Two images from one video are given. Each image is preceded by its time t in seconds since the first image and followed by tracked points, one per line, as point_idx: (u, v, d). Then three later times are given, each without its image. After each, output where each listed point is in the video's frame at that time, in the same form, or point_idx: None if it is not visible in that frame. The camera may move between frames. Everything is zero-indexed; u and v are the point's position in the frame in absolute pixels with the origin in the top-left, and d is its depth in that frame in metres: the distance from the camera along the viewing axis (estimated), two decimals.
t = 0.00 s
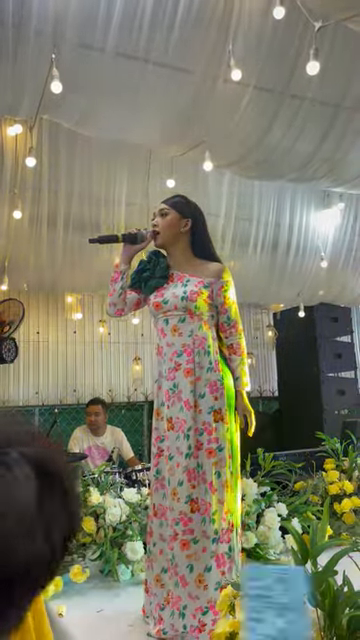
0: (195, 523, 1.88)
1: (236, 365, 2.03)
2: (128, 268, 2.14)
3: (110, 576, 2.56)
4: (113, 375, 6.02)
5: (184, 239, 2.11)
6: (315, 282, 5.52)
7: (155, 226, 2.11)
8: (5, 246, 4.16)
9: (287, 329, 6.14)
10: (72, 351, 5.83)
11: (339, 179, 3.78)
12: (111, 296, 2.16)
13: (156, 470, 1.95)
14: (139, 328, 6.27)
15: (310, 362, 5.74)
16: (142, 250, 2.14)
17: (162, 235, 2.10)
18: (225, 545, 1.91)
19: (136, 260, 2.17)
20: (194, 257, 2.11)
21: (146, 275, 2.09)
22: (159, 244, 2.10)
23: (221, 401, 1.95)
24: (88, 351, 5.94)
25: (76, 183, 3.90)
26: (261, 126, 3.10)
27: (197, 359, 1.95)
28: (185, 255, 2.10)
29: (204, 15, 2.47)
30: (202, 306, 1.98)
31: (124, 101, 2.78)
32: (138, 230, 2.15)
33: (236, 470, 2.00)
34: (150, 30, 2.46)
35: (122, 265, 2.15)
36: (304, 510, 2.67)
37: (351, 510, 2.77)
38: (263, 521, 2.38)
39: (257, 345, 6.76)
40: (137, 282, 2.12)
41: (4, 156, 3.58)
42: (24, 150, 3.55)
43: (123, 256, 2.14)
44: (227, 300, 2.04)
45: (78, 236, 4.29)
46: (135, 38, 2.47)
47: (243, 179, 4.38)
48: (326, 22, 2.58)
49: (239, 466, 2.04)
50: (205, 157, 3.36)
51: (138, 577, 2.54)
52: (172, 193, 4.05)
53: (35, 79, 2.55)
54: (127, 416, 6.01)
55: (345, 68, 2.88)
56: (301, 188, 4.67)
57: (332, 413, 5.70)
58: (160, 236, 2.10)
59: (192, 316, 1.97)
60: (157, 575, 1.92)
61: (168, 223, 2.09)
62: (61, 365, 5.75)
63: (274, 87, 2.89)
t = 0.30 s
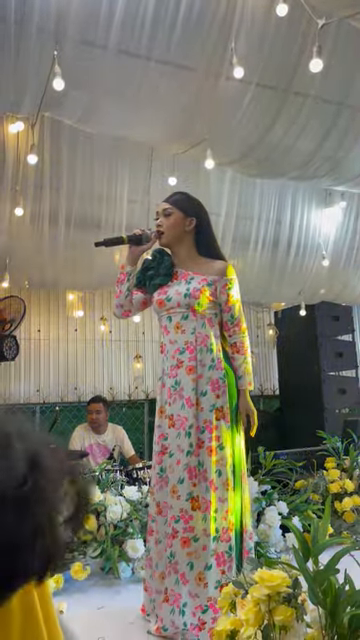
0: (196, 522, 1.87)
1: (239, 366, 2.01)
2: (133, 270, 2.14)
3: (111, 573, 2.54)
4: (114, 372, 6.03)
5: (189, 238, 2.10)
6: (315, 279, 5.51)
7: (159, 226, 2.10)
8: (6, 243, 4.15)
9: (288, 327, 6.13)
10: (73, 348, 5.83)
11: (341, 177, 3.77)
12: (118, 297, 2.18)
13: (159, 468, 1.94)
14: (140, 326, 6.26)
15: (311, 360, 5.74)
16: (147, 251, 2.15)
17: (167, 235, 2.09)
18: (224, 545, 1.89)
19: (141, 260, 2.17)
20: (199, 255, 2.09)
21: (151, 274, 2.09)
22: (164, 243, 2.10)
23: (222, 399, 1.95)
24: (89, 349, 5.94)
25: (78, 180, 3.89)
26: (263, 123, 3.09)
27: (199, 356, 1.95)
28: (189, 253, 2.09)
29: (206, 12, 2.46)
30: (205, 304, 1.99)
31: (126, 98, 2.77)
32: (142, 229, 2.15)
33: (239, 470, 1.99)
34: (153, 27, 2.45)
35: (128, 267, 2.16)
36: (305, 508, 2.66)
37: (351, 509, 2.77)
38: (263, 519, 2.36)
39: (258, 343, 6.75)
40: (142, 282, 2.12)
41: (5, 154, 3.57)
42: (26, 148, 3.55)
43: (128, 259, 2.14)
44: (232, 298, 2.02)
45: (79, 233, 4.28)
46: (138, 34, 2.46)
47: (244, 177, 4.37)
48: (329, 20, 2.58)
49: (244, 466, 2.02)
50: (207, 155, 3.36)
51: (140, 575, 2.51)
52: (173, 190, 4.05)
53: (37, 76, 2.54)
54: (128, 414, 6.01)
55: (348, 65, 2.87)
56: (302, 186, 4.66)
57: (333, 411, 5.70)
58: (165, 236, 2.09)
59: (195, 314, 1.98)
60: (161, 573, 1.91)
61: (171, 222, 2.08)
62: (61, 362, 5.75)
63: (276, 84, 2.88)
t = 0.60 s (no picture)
0: (197, 520, 1.88)
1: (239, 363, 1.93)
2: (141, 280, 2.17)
3: (113, 570, 2.55)
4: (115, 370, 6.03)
5: (192, 239, 2.08)
6: (317, 279, 5.48)
7: (162, 231, 2.07)
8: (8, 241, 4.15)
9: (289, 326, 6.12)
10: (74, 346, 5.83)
11: (343, 175, 3.77)
12: (128, 306, 2.21)
13: (161, 464, 1.94)
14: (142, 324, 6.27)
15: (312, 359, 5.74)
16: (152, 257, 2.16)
17: (172, 241, 2.08)
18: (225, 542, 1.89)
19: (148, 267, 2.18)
20: (202, 254, 2.09)
21: (155, 273, 2.08)
22: (169, 249, 2.08)
23: (222, 398, 1.95)
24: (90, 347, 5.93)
25: (80, 177, 3.89)
26: (265, 121, 3.08)
27: (199, 354, 1.95)
28: (194, 254, 2.08)
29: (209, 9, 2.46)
30: (205, 301, 1.98)
31: (128, 95, 2.77)
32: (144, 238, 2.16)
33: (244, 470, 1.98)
34: (155, 24, 2.45)
35: (135, 278, 2.19)
36: (306, 507, 2.66)
37: (352, 507, 2.76)
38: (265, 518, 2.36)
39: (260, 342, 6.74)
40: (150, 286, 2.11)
41: (7, 151, 3.59)
42: (28, 145, 3.56)
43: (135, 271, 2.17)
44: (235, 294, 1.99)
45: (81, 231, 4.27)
46: (141, 31, 2.46)
47: (246, 174, 4.37)
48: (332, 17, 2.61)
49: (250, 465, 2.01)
50: (209, 152, 3.36)
51: (139, 571, 2.54)
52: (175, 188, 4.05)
53: (39, 74, 2.54)
54: (129, 412, 6.01)
55: (351, 63, 2.87)
56: (304, 184, 4.67)
57: (334, 410, 5.69)
58: (170, 242, 2.07)
59: (195, 312, 1.98)
60: (163, 569, 1.90)
61: (173, 226, 2.05)
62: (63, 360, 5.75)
63: (279, 82, 2.88)
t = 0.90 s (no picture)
0: (191, 517, 1.87)
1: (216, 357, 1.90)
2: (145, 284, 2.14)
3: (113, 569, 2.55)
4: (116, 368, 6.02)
5: (194, 235, 2.01)
6: (317, 277, 5.47)
7: (163, 232, 2.00)
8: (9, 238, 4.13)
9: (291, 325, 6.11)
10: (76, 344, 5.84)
11: (345, 173, 3.77)
12: (139, 312, 2.20)
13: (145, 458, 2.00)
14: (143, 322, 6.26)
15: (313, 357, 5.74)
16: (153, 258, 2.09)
17: (173, 240, 2.01)
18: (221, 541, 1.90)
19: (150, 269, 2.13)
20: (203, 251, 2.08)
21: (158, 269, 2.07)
22: (171, 250, 2.01)
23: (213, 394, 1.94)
24: (91, 346, 5.92)
25: (83, 174, 3.89)
26: (268, 119, 3.07)
27: (192, 351, 1.96)
28: (197, 251, 2.03)
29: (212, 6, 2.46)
30: (197, 297, 1.99)
31: (130, 93, 2.75)
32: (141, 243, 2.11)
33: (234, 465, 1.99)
34: (158, 21, 2.45)
35: (139, 282, 2.14)
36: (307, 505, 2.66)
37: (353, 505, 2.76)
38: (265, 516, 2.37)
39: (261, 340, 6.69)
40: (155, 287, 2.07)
41: (10, 146, 3.60)
42: (30, 142, 3.57)
43: (138, 275, 2.12)
44: (225, 289, 1.98)
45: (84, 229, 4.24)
46: (143, 27, 2.46)
47: (248, 171, 4.36)
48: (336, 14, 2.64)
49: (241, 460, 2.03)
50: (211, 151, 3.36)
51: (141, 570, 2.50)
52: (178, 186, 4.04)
53: (42, 70, 2.53)
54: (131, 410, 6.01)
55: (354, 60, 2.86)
56: (306, 181, 4.68)
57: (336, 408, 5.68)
58: (172, 243, 2.01)
59: (188, 308, 1.99)
60: (151, 561, 1.89)
61: (173, 225, 1.98)
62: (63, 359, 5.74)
63: (281, 79, 2.86)
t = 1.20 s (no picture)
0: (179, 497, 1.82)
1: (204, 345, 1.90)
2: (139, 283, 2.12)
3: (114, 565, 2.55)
4: (118, 365, 6.05)
5: (183, 228, 2.06)
6: (318, 276, 5.45)
7: (152, 229, 2.07)
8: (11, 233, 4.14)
9: (292, 321, 6.13)
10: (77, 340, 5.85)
11: (348, 170, 3.76)
12: (137, 311, 2.14)
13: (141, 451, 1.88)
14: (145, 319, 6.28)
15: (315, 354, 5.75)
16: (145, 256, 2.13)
17: (162, 236, 2.06)
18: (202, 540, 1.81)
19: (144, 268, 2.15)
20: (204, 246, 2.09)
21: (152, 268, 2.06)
22: (162, 244, 2.05)
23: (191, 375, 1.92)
24: (93, 344, 5.92)
25: (84, 170, 3.89)
26: (270, 117, 3.07)
27: (180, 346, 1.93)
28: (185, 242, 2.06)
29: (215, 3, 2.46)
30: (184, 292, 1.96)
31: (132, 91, 2.74)
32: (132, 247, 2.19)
33: (223, 466, 1.91)
34: (160, 18, 2.46)
35: (135, 283, 2.15)
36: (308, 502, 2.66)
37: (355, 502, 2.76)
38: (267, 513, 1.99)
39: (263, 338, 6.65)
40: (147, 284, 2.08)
41: (11, 143, 3.59)
42: (32, 139, 3.56)
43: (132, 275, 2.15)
44: (214, 285, 1.94)
45: (84, 226, 4.24)
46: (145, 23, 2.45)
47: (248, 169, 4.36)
48: (339, 12, 2.64)
49: (232, 460, 1.93)
50: (213, 148, 3.36)
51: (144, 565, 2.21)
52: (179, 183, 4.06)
53: (43, 67, 2.52)
54: (132, 406, 6.05)
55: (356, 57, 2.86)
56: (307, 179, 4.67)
57: (337, 406, 5.69)
58: (161, 239, 2.06)
59: (175, 305, 1.97)
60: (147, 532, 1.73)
61: (160, 219, 2.05)
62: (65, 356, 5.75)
63: (284, 76, 2.86)
